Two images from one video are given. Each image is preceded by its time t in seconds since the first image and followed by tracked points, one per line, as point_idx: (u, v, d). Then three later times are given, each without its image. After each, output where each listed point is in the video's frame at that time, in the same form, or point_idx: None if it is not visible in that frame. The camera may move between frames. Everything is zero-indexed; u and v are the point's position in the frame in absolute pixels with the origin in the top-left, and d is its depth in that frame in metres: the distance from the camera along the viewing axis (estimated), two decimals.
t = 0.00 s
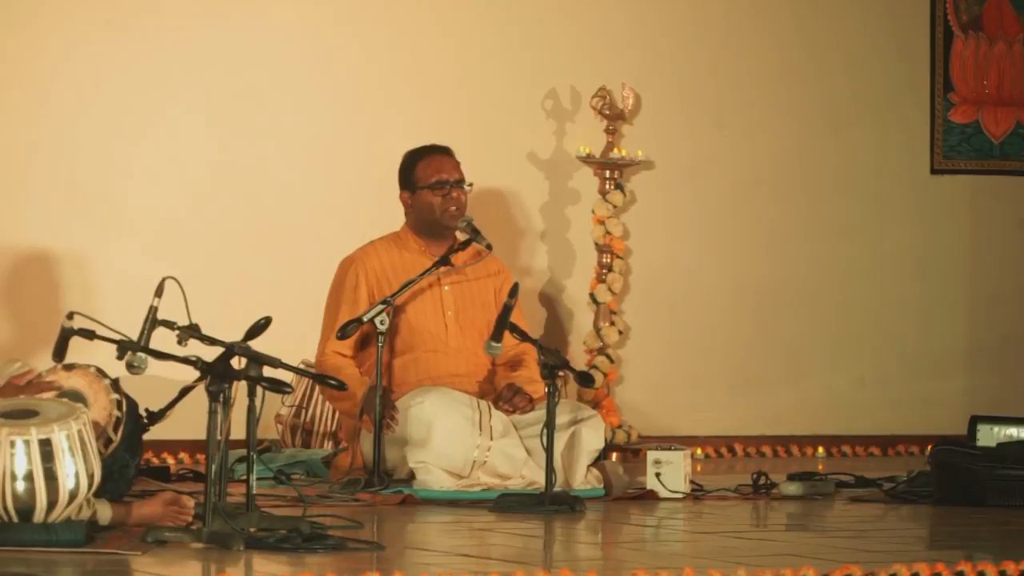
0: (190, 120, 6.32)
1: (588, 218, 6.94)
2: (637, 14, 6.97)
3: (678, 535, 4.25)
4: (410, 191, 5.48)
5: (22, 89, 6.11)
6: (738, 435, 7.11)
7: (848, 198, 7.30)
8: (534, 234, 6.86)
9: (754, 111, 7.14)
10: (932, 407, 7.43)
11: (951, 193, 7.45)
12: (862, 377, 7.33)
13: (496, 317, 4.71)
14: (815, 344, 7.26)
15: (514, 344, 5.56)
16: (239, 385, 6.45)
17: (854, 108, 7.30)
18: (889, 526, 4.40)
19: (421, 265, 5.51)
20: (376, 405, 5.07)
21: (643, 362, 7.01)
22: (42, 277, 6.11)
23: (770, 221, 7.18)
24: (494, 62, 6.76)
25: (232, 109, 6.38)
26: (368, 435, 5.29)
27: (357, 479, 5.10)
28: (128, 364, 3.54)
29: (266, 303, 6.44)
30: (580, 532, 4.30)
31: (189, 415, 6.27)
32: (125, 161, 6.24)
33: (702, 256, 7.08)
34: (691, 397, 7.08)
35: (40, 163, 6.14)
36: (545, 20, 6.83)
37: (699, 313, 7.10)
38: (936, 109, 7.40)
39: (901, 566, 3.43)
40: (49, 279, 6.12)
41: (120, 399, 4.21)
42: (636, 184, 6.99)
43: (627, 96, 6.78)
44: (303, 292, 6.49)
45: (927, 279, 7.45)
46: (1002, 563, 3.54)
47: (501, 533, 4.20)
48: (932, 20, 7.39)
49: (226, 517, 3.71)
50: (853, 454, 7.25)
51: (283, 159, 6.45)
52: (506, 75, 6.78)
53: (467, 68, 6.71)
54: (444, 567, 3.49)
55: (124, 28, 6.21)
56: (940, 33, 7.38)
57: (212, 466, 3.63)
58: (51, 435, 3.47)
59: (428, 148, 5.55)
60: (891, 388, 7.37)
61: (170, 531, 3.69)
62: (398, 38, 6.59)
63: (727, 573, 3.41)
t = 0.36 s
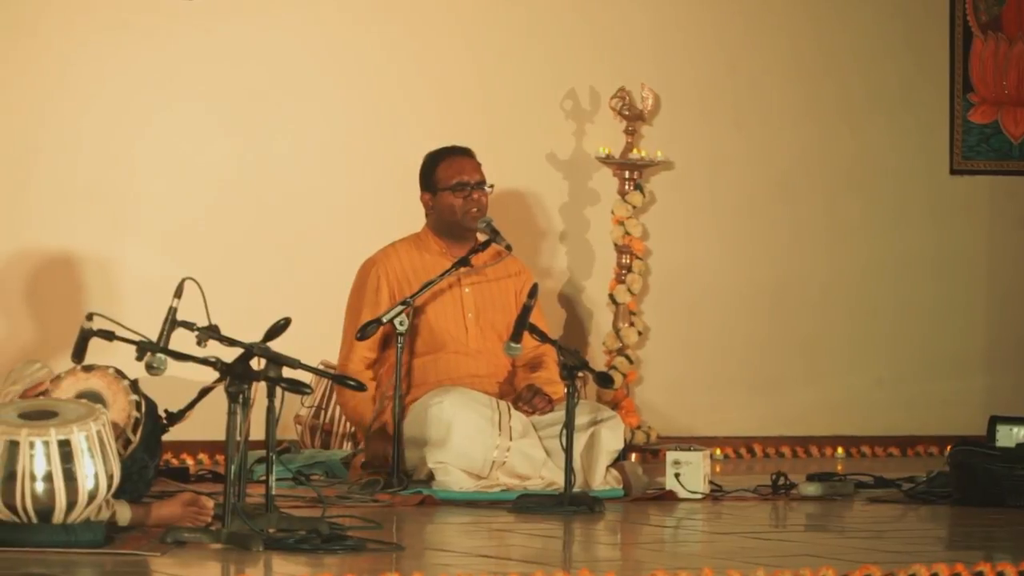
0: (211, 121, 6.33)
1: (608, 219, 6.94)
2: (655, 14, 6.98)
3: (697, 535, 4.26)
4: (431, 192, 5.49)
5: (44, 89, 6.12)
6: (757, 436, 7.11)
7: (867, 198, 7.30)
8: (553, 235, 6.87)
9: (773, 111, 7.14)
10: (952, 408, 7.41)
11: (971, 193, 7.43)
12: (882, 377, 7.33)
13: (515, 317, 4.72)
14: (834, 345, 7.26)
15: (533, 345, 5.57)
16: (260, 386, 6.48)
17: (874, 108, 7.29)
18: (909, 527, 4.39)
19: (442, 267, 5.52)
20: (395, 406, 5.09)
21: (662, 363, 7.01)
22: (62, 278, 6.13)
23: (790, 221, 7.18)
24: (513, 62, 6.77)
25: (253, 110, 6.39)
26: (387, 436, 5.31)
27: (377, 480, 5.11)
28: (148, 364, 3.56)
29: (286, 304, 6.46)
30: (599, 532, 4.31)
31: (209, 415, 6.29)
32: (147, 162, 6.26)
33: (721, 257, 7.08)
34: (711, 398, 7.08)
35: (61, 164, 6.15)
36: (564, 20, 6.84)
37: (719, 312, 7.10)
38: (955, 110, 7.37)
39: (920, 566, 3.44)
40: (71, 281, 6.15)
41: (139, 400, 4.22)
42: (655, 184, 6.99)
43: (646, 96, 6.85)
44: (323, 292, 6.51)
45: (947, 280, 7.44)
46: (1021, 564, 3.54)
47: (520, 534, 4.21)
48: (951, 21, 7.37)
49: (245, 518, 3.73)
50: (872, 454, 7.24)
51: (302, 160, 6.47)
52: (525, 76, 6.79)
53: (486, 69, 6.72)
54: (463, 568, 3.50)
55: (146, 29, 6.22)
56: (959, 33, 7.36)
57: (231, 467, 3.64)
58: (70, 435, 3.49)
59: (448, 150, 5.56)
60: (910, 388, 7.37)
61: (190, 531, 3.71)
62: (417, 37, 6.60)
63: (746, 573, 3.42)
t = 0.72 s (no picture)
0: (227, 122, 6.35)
1: (623, 219, 6.95)
2: (670, 13, 6.98)
3: (712, 535, 4.26)
4: (445, 191, 5.50)
5: (61, 89, 6.14)
6: (772, 436, 7.10)
7: (882, 197, 7.29)
8: (568, 234, 6.87)
9: (788, 110, 7.13)
10: (967, 409, 7.40)
11: (986, 193, 7.42)
12: (898, 377, 7.32)
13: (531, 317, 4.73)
14: (849, 345, 7.26)
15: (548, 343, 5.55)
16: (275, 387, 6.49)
17: (888, 107, 7.29)
18: (923, 527, 4.39)
19: (456, 266, 5.52)
20: (410, 405, 5.10)
21: (677, 363, 7.01)
22: (77, 277, 6.15)
23: (804, 221, 7.18)
24: (527, 63, 6.77)
25: (268, 111, 6.41)
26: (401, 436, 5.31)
27: (391, 480, 5.12)
28: (163, 364, 3.57)
29: (301, 305, 6.48)
30: (614, 533, 4.32)
31: (223, 415, 6.31)
32: (165, 162, 6.28)
33: (735, 257, 7.08)
34: (725, 398, 7.08)
35: (79, 163, 6.18)
36: (578, 21, 6.85)
37: (734, 312, 7.09)
38: (970, 111, 7.37)
39: (935, 566, 3.44)
40: (88, 281, 6.17)
41: (154, 400, 4.24)
42: (670, 184, 6.99)
43: (661, 97, 6.87)
44: (338, 292, 6.53)
45: (962, 280, 7.43)
46: None
47: (534, 534, 4.21)
48: (966, 21, 7.36)
49: (260, 518, 3.74)
50: (887, 454, 7.23)
51: (316, 160, 6.48)
52: (539, 76, 6.80)
53: (500, 69, 6.73)
54: (478, 568, 3.51)
55: (161, 29, 6.24)
56: (974, 33, 7.36)
57: (246, 467, 3.65)
58: (85, 435, 3.51)
59: (462, 149, 5.57)
60: (925, 388, 7.36)
61: (204, 531, 3.72)
62: (431, 37, 6.61)
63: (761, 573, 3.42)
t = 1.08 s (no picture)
0: (240, 122, 6.37)
1: (637, 218, 6.95)
2: (683, 12, 6.98)
3: (726, 534, 4.25)
4: (458, 191, 5.51)
5: (73, 85, 6.15)
6: (786, 436, 7.10)
7: (896, 196, 7.28)
8: (581, 233, 6.87)
9: (801, 109, 7.13)
10: (981, 408, 7.39)
11: (1001, 193, 7.42)
12: (912, 377, 7.32)
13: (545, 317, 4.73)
14: (863, 344, 7.25)
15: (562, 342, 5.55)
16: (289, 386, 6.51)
17: (902, 106, 7.28)
18: (939, 526, 4.38)
19: (470, 266, 5.53)
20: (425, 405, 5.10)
21: (691, 361, 7.00)
22: (91, 276, 6.17)
23: (818, 219, 7.17)
24: (540, 62, 6.78)
25: (282, 111, 6.42)
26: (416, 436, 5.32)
27: (406, 480, 5.13)
28: (178, 363, 3.58)
29: (316, 304, 6.49)
30: (629, 532, 4.32)
31: (237, 415, 6.33)
32: (177, 160, 6.29)
33: (749, 256, 7.08)
34: (740, 397, 7.07)
35: (90, 161, 6.18)
36: (591, 20, 6.85)
37: (748, 311, 7.09)
38: (985, 109, 7.37)
39: (950, 566, 3.43)
40: (102, 280, 6.19)
41: (169, 400, 4.25)
42: (683, 183, 6.99)
43: (675, 96, 6.87)
44: (353, 292, 6.54)
45: (976, 279, 7.43)
46: None
47: (548, 534, 4.21)
48: (980, 20, 7.36)
49: (274, 517, 3.75)
50: (901, 454, 7.24)
51: (330, 160, 6.49)
52: (553, 75, 6.80)
53: (514, 69, 6.74)
54: (492, 567, 3.52)
55: (173, 27, 6.25)
56: (988, 32, 7.35)
57: (261, 467, 3.66)
58: (99, 435, 3.52)
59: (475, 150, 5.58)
60: (939, 387, 7.36)
61: (219, 531, 3.73)
62: (444, 36, 6.62)
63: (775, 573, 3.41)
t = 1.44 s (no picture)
0: (251, 120, 6.37)
1: (649, 217, 6.96)
2: (696, 11, 6.97)
3: (739, 534, 4.25)
4: (470, 191, 5.51)
5: (82, 83, 6.14)
6: (799, 435, 7.09)
7: (909, 194, 7.27)
8: (593, 233, 6.87)
9: (814, 107, 7.13)
10: (992, 407, 7.40)
11: (1013, 192, 7.44)
12: (924, 376, 7.32)
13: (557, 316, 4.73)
14: (876, 343, 7.25)
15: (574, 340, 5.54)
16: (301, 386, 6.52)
17: (915, 104, 7.28)
18: (952, 526, 4.37)
19: (482, 267, 5.53)
20: (437, 404, 5.11)
21: (704, 361, 6.99)
22: (104, 275, 6.18)
23: (830, 219, 7.17)
24: (552, 61, 6.78)
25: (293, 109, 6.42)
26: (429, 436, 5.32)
27: (419, 479, 5.14)
28: (190, 363, 3.59)
29: (328, 304, 6.50)
30: (641, 532, 4.32)
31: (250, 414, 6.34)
32: (188, 159, 6.29)
33: (762, 255, 7.08)
34: (752, 397, 7.07)
35: (100, 159, 6.18)
36: (603, 19, 6.85)
37: (761, 311, 7.09)
38: (997, 108, 7.39)
39: (964, 566, 3.43)
40: (114, 279, 6.20)
41: (182, 399, 4.26)
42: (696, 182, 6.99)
43: (688, 96, 6.81)
44: (365, 293, 6.55)
45: (988, 278, 7.43)
46: None
47: (561, 534, 4.21)
48: (993, 19, 7.37)
49: (287, 517, 3.76)
50: (913, 453, 7.24)
51: (342, 159, 6.50)
52: (564, 74, 6.80)
53: (525, 68, 6.74)
54: (503, 566, 3.53)
55: (184, 25, 6.25)
56: (1000, 31, 7.36)
57: (274, 466, 3.67)
58: (111, 435, 3.52)
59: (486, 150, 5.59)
60: (951, 387, 7.36)
61: (232, 531, 3.74)
62: (456, 36, 6.63)
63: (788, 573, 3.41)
